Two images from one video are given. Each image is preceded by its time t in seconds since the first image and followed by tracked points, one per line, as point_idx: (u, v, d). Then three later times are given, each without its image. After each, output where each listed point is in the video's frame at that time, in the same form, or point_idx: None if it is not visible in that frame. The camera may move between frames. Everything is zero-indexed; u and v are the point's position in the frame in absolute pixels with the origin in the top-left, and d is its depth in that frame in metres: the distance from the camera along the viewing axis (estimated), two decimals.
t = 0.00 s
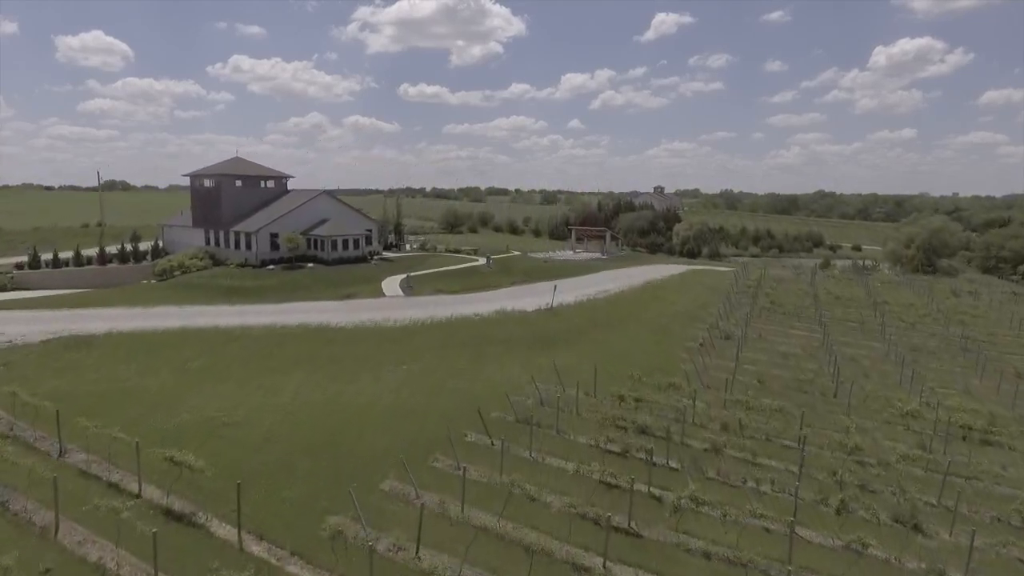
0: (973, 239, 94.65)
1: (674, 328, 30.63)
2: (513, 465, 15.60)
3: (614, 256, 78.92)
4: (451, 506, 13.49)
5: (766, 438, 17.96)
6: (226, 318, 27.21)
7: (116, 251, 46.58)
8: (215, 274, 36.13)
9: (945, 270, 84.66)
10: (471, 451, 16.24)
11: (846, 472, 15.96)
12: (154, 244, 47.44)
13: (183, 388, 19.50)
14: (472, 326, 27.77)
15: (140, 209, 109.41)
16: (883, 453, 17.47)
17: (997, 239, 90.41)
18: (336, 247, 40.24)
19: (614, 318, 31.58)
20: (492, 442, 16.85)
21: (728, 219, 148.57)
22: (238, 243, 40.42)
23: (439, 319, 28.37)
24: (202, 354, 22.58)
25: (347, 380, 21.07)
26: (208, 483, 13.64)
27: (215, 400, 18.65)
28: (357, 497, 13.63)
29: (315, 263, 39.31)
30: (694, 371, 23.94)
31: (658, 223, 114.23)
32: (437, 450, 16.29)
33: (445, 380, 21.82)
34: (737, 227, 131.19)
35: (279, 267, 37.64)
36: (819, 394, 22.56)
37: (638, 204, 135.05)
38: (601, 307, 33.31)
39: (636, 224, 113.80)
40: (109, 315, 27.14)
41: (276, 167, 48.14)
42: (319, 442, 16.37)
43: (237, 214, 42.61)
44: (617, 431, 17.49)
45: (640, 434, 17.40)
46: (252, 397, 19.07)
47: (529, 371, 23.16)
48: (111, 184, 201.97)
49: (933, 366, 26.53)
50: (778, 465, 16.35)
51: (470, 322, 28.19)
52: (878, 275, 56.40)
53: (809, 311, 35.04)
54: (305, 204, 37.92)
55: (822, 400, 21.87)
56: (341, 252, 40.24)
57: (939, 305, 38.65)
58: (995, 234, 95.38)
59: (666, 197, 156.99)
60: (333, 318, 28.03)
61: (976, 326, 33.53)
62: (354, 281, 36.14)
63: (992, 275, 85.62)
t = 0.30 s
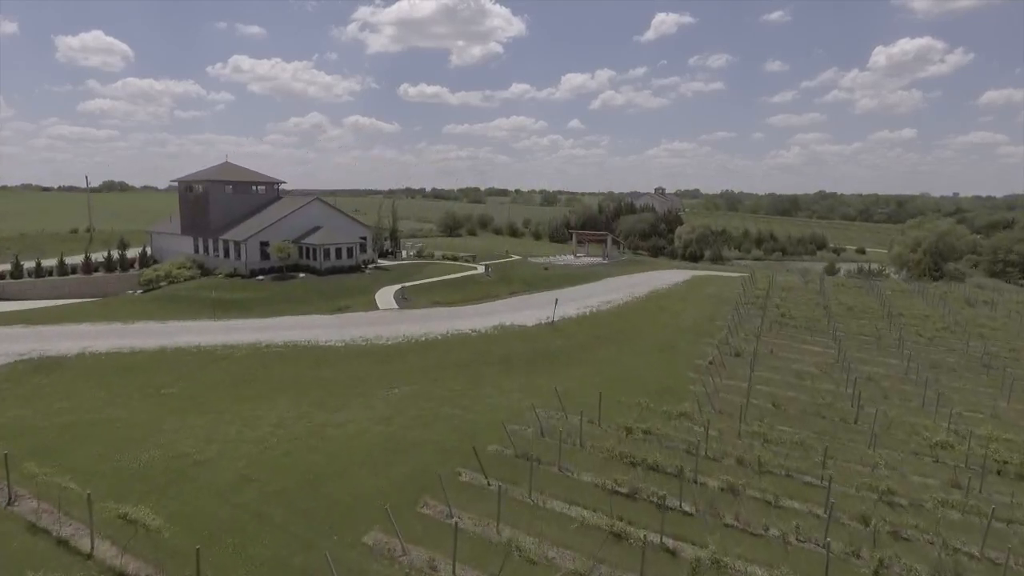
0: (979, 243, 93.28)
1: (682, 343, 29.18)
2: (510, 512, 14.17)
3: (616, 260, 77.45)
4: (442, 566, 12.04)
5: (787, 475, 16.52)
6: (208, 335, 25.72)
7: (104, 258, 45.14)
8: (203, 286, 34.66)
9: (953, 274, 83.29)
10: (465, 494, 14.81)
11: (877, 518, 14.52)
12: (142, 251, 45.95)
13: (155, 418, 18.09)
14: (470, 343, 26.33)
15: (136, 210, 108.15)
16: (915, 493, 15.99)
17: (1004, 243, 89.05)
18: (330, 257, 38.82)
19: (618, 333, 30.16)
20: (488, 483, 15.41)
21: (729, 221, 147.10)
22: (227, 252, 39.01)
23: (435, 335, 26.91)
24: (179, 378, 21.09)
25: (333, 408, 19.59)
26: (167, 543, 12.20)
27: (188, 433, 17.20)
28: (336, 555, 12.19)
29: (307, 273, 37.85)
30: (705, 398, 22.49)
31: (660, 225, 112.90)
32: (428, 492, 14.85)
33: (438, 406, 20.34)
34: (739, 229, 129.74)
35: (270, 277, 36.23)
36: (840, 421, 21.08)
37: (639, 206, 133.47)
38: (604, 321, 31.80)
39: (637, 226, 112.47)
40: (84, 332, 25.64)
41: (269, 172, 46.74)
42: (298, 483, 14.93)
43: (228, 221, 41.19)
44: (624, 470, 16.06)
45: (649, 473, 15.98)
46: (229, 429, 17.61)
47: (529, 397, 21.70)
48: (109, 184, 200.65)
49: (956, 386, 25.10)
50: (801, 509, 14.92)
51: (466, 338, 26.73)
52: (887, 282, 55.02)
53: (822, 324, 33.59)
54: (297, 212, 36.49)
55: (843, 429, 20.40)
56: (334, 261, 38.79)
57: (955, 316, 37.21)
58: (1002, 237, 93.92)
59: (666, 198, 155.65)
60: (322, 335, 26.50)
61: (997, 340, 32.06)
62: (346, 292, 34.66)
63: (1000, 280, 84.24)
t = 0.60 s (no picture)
0: (985, 246, 91.93)
1: (690, 361, 27.78)
2: (508, 567, 12.77)
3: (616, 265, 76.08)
4: None
5: (811, 518, 15.12)
6: (188, 354, 24.24)
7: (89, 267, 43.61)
8: (188, 298, 33.20)
9: (959, 279, 81.85)
10: (458, 546, 13.41)
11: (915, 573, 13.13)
12: (128, 259, 44.41)
13: (123, 454, 16.67)
14: (466, 362, 24.92)
15: (130, 212, 106.53)
16: (952, 539, 14.63)
17: (1011, 246, 87.69)
18: (322, 267, 37.41)
19: (622, 349, 28.76)
20: (484, 532, 14.01)
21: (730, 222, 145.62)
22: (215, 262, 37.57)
23: (429, 353, 25.50)
24: (152, 406, 19.65)
25: (317, 440, 18.16)
26: None
27: (157, 472, 15.80)
28: None
29: (298, 284, 36.47)
30: (715, 426, 21.07)
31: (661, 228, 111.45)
32: (417, 543, 13.45)
33: (430, 437, 18.90)
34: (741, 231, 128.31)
35: (259, 288, 34.82)
36: (861, 451, 19.70)
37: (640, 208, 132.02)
38: (607, 335, 30.37)
39: (638, 229, 111.04)
40: (54, 351, 24.11)
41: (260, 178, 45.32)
42: (274, 533, 13.53)
43: (216, 229, 39.75)
44: (633, 515, 14.67)
45: (661, 518, 14.58)
46: (202, 467, 16.19)
47: (528, 425, 20.28)
48: (106, 184, 198.95)
49: (981, 409, 23.72)
50: (829, 560, 13.53)
51: (462, 357, 25.30)
52: (895, 290, 53.63)
53: (834, 338, 32.18)
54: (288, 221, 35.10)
55: (866, 462, 19.01)
56: (325, 271, 37.40)
57: (971, 327, 35.80)
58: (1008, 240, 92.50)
59: (667, 199, 154.10)
60: (310, 352, 25.02)
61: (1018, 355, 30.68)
62: (338, 304, 33.22)
63: (1008, 284, 82.83)
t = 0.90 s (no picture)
0: (993, 251, 90.38)
1: (699, 381, 26.28)
2: None
3: (618, 271, 74.49)
4: None
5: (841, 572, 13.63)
6: (166, 377, 22.72)
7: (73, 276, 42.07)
8: (173, 311, 31.71)
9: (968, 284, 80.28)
10: None
11: None
12: (114, 268, 42.90)
13: (85, 497, 15.19)
14: (462, 384, 23.42)
15: (125, 214, 104.84)
16: None
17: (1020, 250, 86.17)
18: (315, 277, 35.84)
19: (629, 368, 27.25)
20: None
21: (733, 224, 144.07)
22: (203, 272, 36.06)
23: (423, 374, 24.04)
24: (122, 438, 18.16)
25: (298, 478, 16.69)
26: None
27: (118, 520, 14.32)
28: None
29: (289, 295, 35.00)
30: (729, 458, 19.60)
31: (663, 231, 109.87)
32: None
33: (421, 474, 17.42)
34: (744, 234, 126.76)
35: (248, 300, 33.32)
36: (888, 486, 18.26)
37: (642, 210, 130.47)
38: (611, 352, 28.89)
39: (640, 231, 109.48)
40: (23, 373, 22.61)
41: (251, 183, 43.82)
42: None
43: (204, 237, 38.26)
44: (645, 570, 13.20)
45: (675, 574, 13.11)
46: (170, 513, 14.73)
47: (527, 458, 18.81)
48: (105, 184, 197.42)
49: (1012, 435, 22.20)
50: None
51: (458, 378, 23.83)
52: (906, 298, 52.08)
53: (850, 353, 30.67)
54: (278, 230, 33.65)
55: (895, 500, 17.54)
56: (318, 281, 35.93)
57: (992, 340, 34.27)
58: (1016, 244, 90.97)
59: (669, 201, 152.42)
60: (297, 373, 23.52)
61: None
62: (330, 319, 31.71)
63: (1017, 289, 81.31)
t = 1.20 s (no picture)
0: (1001, 253, 88.88)
1: (709, 401, 24.83)
2: None
3: (620, 274, 73.02)
4: None
5: None
6: (141, 400, 21.23)
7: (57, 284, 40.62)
8: (155, 324, 30.24)
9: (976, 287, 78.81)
10: None
11: None
12: (100, 276, 41.46)
13: (39, 548, 13.73)
14: (458, 407, 21.98)
15: (120, 216, 103.55)
16: None
17: None
18: (305, 287, 34.40)
19: (635, 387, 25.80)
20: None
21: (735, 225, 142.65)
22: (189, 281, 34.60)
23: (415, 396, 22.58)
24: (86, 474, 16.70)
25: (277, 521, 15.26)
26: None
27: None
28: None
29: (278, 306, 33.55)
30: (745, 492, 18.14)
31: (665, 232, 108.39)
32: None
33: (412, 514, 15.98)
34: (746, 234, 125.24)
35: (235, 312, 31.88)
36: (918, 525, 16.81)
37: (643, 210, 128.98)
38: (616, 368, 27.41)
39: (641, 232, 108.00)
40: None
41: (241, 188, 42.39)
42: None
43: (191, 245, 36.84)
44: None
45: None
46: (132, 566, 13.30)
47: (527, 494, 17.36)
48: (104, 183, 196.19)
49: None
50: None
51: (454, 401, 22.36)
52: (917, 305, 50.61)
53: (865, 369, 29.21)
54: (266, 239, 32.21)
55: (927, 541, 16.08)
56: (309, 291, 34.48)
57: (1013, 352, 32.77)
58: None
59: (670, 200, 150.79)
60: (282, 396, 22.05)
61: None
62: (320, 332, 30.24)
63: None
